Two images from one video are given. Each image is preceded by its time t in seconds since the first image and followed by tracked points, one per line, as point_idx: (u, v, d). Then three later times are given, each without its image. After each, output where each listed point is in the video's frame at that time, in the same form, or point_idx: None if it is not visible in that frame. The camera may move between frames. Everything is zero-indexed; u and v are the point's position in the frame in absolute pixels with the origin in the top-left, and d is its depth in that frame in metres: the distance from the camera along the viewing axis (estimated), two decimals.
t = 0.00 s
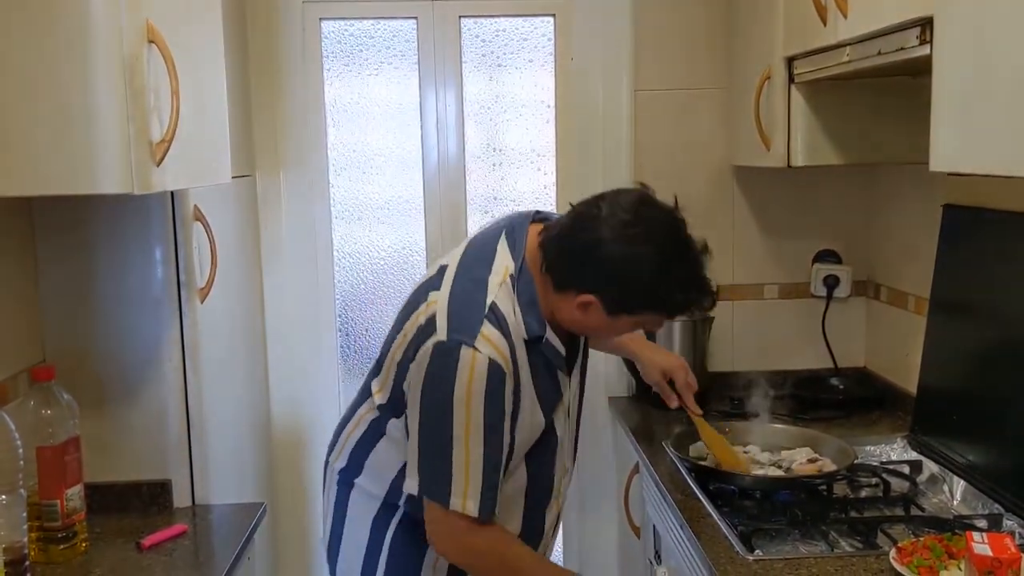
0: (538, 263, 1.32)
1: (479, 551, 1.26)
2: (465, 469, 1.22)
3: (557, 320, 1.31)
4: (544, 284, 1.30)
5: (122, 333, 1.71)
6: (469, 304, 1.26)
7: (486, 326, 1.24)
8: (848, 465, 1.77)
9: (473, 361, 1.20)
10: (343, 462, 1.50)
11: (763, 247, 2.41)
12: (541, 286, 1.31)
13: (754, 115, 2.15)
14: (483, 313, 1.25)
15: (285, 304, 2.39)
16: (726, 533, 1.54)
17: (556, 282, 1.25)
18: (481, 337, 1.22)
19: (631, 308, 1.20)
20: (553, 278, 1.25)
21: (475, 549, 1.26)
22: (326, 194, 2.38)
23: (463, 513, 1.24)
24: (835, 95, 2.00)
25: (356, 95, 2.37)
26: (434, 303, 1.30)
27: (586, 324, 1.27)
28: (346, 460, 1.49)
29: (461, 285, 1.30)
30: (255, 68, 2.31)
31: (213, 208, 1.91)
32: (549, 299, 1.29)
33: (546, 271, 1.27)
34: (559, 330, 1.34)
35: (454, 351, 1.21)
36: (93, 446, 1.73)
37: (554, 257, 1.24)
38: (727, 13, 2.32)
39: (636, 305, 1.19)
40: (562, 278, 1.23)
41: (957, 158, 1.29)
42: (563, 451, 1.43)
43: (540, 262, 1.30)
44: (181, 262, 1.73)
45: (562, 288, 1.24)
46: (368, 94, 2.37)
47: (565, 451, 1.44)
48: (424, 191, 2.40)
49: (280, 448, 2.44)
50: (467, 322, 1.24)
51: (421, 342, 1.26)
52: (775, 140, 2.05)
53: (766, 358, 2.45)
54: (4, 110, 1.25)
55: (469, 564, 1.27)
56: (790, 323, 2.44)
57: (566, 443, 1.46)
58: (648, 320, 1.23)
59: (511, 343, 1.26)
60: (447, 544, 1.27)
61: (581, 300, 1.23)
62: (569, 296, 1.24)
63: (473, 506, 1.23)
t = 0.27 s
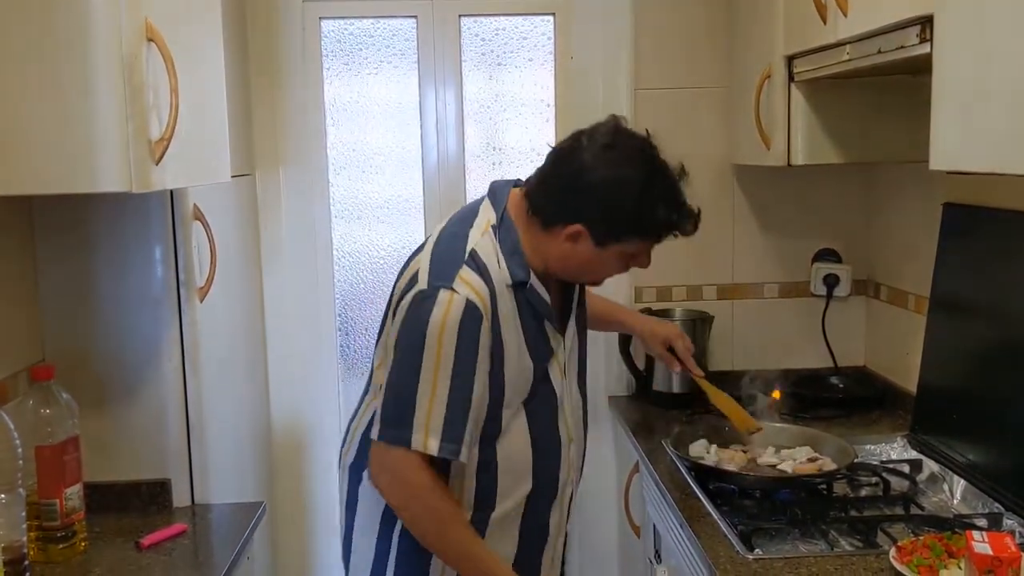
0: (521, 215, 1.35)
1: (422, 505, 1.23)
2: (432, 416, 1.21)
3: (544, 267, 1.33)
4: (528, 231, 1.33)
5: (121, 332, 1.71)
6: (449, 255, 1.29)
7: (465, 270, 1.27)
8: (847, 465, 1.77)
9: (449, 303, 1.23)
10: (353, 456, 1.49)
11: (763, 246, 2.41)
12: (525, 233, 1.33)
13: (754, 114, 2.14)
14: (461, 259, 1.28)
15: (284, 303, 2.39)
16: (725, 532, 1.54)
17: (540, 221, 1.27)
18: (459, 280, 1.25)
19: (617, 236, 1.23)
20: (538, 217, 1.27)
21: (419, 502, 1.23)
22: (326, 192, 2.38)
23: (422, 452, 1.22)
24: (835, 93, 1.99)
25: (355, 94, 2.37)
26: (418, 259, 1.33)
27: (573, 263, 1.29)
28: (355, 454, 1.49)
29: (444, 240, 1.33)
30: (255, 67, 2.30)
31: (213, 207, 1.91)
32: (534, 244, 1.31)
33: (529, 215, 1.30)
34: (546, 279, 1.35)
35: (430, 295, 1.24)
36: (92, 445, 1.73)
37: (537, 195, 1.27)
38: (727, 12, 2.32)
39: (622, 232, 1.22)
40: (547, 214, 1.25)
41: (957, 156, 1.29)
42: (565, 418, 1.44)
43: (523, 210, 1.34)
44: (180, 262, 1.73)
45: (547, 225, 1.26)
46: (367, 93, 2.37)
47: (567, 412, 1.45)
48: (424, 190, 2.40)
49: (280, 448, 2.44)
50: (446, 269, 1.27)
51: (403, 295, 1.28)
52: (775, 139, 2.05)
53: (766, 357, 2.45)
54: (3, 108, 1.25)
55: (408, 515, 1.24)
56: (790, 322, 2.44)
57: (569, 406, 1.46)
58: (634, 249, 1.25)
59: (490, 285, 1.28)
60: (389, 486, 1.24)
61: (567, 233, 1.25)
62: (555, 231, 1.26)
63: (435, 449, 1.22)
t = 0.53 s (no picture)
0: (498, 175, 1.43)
1: (371, 460, 1.26)
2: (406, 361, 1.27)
3: (525, 220, 1.40)
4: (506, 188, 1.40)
5: (121, 332, 1.71)
6: (427, 214, 1.37)
7: (440, 224, 1.34)
8: (847, 464, 1.77)
9: (423, 253, 1.28)
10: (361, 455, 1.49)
11: (763, 245, 2.41)
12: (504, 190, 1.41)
13: (753, 113, 2.14)
14: (437, 216, 1.36)
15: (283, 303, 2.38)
16: (726, 530, 1.54)
17: (520, 170, 1.35)
18: (434, 232, 1.32)
19: (594, 172, 1.31)
20: (517, 166, 1.35)
21: (371, 457, 1.26)
22: (325, 192, 2.38)
23: (393, 398, 1.27)
24: (835, 92, 1.99)
25: (355, 93, 2.36)
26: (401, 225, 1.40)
27: (553, 208, 1.36)
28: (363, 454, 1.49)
29: (424, 204, 1.41)
30: (254, 67, 2.30)
31: (212, 207, 1.91)
32: (514, 198, 1.39)
33: (508, 169, 1.38)
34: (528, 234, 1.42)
35: (405, 248, 1.30)
36: (91, 444, 1.73)
37: (514, 146, 1.35)
38: (727, 11, 2.31)
39: (598, 167, 1.31)
40: (526, 160, 1.34)
41: (957, 156, 1.29)
42: (565, 379, 1.44)
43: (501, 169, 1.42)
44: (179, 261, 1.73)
45: (526, 171, 1.34)
46: (367, 92, 2.36)
47: (568, 375, 1.46)
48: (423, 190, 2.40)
49: (279, 448, 2.44)
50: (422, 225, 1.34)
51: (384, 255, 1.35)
52: (775, 138, 2.05)
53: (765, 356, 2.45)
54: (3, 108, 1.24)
55: (358, 464, 1.27)
56: (790, 321, 2.44)
57: (569, 369, 1.47)
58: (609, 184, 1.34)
59: (466, 237, 1.34)
60: (355, 429, 1.28)
61: (546, 175, 1.33)
62: (535, 176, 1.34)
63: (405, 391, 1.27)
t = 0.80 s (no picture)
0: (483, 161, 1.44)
1: (343, 442, 1.27)
2: (390, 343, 1.26)
3: (515, 203, 1.40)
4: (493, 172, 1.41)
5: (123, 332, 1.71)
6: (413, 202, 1.38)
7: (426, 210, 1.35)
8: (847, 463, 1.77)
9: (409, 237, 1.29)
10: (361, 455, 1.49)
11: (763, 245, 2.41)
12: (491, 175, 1.42)
13: (754, 113, 2.14)
14: (423, 203, 1.37)
15: (284, 304, 2.39)
16: (726, 529, 1.54)
17: (507, 150, 1.36)
18: (421, 218, 1.33)
19: (581, 144, 1.33)
20: (505, 147, 1.36)
21: (346, 440, 1.27)
22: (325, 192, 2.37)
23: (375, 380, 1.26)
24: (835, 92, 1.99)
25: (355, 93, 2.37)
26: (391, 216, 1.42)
27: (543, 187, 1.37)
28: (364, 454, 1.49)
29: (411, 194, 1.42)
30: (255, 67, 2.30)
31: (213, 207, 1.91)
32: (502, 180, 1.40)
33: (494, 152, 1.39)
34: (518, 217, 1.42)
35: (392, 235, 1.31)
36: (92, 444, 1.73)
37: (500, 127, 1.36)
38: (727, 11, 2.32)
39: (584, 139, 1.33)
40: (513, 140, 1.35)
41: (958, 156, 1.29)
42: (569, 361, 1.45)
43: (487, 155, 1.43)
44: (180, 261, 1.73)
45: (515, 151, 1.35)
46: (367, 92, 2.37)
47: (570, 356, 1.46)
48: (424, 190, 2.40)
49: (279, 449, 2.44)
50: (408, 212, 1.35)
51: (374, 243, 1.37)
52: (775, 138, 2.05)
53: (766, 356, 2.46)
54: (4, 108, 1.25)
55: (333, 444, 1.28)
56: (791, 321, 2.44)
57: (571, 350, 1.47)
58: (596, 157, 1.35)
59: (453, 222, 1.35)
60: (335, 408, 1.29)
61: (535, 152, 1.34)
62: (523, 154, 1.35)
63: (386, 371, 1.26)
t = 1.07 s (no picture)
0: (468, 155, 1.45)
1: (347, 442, 1.25)
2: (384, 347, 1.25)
3: (503, 194, 1.41)
4: (479, 165, 1.42)
5: (123, 331, 1.71)
6: (398, 200, 1.38)
7: (412, 206, 1.34)
8: (847, 463, 1.77)
9: (396, 234, 1.29)
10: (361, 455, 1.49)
11: (763, 244, 2.41)
12: (477, 168, 1.42)
13: (754, 112, 2.15)
14: (409, 200, 1.36)
15: (284, 303, 2.39)
16: (727, 529, 1.54)
17: (494, 141, 1.37)
18: (407, 214, 1.32)
19: (568, 129, 1.35)
20: (491, 138, 1.37)
21: (352, 445, 1.25)
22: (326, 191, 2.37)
23: (370, 379, 1.26)
24: (836, 91, 1.99)
25: (356, 92, 2.37)
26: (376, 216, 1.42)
27: (532, 176, 1.38)
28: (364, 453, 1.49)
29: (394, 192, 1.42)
30: (255, 67, 2.30)
31: (213, 206, 1.91)
32: (489, 172, 1.41)
33: (480, 144, 1.40)
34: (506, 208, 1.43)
35: (380, 234, 1.30)
36: (92, 443, 1.73)
37: (485, 118, 1.38)
38: (728, 10, 2.32)
39: (570, 124, 1.34)
40: (500, 129, 1.36)
41: (957, 157, 1.29)
42: (564, 351, 1.46)
43: (471, 148, 1.44)
44: (180, 260, 1.73)
45: (501, 140, 1.37)
46: (367, 92, 2.37)
47: (565, 346, 1.47)
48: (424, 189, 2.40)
49: (280, 448, 2.44)
50: (395, 209, 1.35)
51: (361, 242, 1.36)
52: (775, 137, 2.05)
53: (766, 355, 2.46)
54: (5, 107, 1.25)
55: (338, 448, 1.27)
56: (791, 321, 2.44)
57: (565, 338, 1.48)
58: (583, 142, 1.37)
59: (440, 218, 1.35)
60: (332, 412, 1.28)
61: (522, 139, 1.35)
62: (510, 144, 1.36)
63: (381, 370, 1.25)
